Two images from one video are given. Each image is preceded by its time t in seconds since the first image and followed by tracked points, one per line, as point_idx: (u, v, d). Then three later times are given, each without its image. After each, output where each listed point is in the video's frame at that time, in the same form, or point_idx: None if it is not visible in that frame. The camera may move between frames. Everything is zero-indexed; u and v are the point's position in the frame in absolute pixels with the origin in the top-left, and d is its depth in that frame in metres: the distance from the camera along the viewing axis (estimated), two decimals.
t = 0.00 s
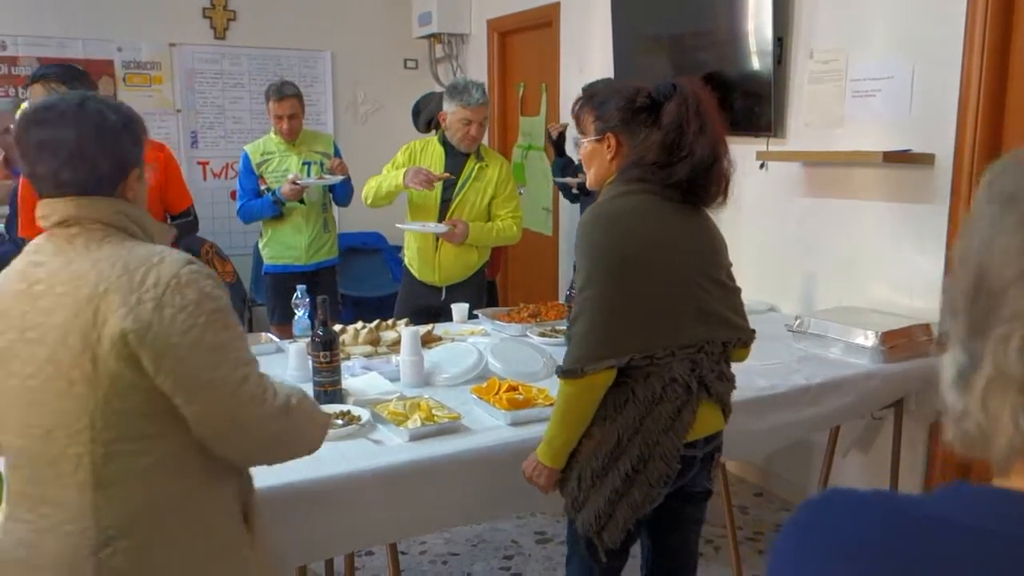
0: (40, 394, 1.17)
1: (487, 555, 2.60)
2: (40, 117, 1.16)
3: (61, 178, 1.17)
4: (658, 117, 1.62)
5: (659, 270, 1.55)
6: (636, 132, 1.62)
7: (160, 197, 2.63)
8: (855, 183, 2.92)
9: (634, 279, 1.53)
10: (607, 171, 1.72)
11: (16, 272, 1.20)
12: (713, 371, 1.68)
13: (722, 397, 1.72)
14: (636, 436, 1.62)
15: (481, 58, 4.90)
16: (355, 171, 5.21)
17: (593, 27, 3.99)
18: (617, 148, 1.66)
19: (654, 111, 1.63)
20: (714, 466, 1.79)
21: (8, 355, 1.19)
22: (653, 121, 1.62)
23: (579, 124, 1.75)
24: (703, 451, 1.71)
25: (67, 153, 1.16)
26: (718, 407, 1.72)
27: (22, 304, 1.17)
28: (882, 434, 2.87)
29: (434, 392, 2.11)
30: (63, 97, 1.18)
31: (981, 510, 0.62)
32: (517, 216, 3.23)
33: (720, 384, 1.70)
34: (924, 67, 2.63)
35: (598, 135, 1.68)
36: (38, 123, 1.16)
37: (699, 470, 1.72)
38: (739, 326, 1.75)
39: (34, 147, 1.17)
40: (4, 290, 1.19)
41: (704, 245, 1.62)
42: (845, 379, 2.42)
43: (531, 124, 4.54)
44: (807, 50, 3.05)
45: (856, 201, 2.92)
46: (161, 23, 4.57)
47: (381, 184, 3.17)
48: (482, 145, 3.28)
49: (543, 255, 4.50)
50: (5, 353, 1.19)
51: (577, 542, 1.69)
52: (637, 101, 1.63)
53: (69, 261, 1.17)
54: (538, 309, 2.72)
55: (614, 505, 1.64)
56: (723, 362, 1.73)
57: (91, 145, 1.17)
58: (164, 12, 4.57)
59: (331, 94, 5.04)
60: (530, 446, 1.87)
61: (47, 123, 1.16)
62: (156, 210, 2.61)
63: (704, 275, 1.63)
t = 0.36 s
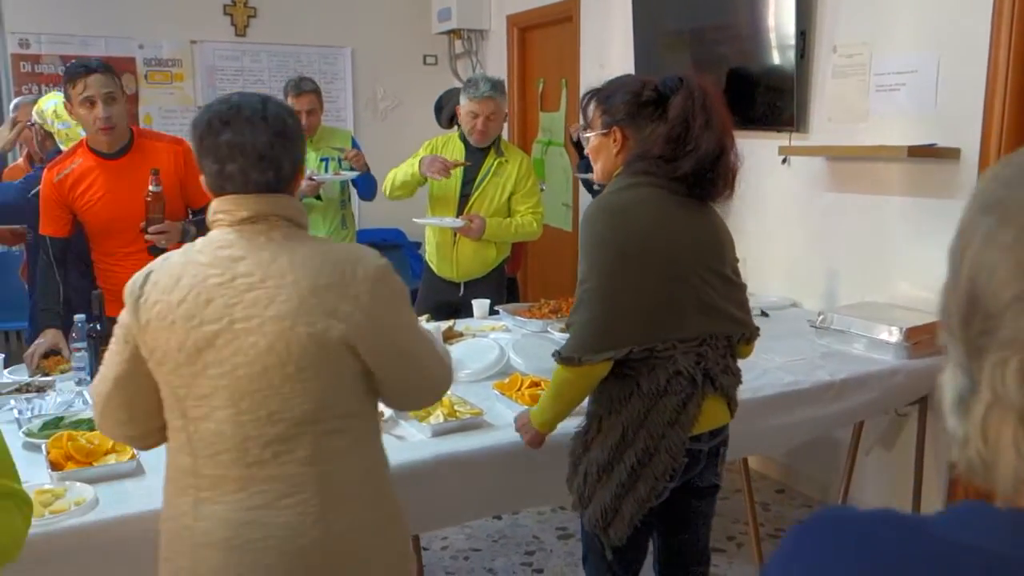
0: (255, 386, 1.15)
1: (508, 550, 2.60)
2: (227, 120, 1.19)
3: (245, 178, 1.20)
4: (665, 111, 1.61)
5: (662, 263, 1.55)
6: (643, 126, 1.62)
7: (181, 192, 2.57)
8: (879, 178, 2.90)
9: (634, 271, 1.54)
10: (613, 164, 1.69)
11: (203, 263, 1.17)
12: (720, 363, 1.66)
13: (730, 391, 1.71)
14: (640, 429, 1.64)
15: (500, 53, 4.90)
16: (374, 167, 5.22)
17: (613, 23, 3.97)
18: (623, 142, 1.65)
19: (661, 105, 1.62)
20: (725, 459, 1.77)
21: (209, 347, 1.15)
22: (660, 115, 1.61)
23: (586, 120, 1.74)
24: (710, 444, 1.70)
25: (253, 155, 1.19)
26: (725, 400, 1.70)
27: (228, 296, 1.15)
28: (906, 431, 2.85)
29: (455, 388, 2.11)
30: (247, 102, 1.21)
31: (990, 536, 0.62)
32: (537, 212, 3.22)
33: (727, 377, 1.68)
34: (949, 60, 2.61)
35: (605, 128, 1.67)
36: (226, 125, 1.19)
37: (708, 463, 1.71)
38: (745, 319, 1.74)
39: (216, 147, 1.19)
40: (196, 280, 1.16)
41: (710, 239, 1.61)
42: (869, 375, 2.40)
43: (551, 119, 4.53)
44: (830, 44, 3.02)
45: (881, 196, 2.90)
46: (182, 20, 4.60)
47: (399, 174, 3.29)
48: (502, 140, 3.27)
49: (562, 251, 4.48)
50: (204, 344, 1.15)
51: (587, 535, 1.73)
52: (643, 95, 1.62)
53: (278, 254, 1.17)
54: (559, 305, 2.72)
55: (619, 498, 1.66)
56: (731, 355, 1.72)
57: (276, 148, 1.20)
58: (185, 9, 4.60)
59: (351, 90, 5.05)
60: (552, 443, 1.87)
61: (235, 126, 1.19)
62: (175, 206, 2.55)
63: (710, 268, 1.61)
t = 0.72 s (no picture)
0: (404, 357, 1.33)
1: (527, 550, 2.59)
2: (331, 133, 1.30)
3: (348, 185, 1.32)
4: (698, 115, 1.59)
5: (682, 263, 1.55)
6: (672, 126, 1.61)
7: (206, 190, 2.62)
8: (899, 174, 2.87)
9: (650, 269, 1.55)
10: (635, 158, 1.70)
11: (335, 250, 1.30)
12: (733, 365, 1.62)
13: (746, 392, 1.68)
14: (650, 430, 1.63)
15: (516, 51, 4.89)
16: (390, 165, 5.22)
17: (630, 20, 3.96)
18: (649, 137, 1.65)
19: (694, 108, 1.61)
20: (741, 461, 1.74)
21: (359, 328, 1.29)
22: (691, 118, 1.60)
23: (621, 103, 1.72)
24: (724, 446, 1.68)
25: (358, 165, 1.30)
26: (739, 402, 1.67)
27: (372, 282, 1.30)
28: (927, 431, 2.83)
29: (474, 386, 2.11)
30: (353, 112, 1.30)
31: (920, 551, 0.60)
32: (554, 210, 3.18)
33: (743, 380, 1.65)
34: (973, 54, 2.58)
35: (633, 120, 1.66)
36: (330, 137, 1.30)
37: (722, 466, 1.69)
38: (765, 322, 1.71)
39: (322, 157, 1.31)
40: (336, 263, 1.29)
41: (728, 240, 1.60)
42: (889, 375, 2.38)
43: (567, 117, 4.51)
44: (850, 39, 2.99)
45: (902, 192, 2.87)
46: (199, 19, 4.60)
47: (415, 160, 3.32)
48: (519, 137, 3.25)
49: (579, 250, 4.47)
50: (355, 323, 1.28)
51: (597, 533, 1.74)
52: (678, 95, 1.61)
53: (402, 237, 1.35)
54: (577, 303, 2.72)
55: (628, 499, 1.67)
56: (748, 357, 1.69)
57: (377, 158, 1.31)
58: (202, 8, 4.60)
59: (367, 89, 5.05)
60: (573, 443, 1.87)
61: (339, 138, 1.29)
62: (202, 204, 2.60)
63: (729, 268, 1.60)
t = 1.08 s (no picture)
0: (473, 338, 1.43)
1: (545, 557, 2.58)
2: (375, 143, 1.35)
3: (392, 190, 1.38)
4: (734, 119, 1.58)
5: (703, 257, 1.54)
6: (713, 130, 1.59)
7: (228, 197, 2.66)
8: (920, 177, 2.84)
9: (673, 261, 1.54)
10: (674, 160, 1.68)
11: (397, 242, 1.37)
12: (741, 373, 1.59)
13: (761, 401, 1.65)
14: (660, 431, 1.68)
15: (533, 55, 4.89)
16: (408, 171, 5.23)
17: (647, 24, 3.95)
18: (690, 140, 1.63)
19: (734, 113, 1.59)
20: (763, 471, 1.72)
21: (430, 313, 1.37)
22: (731, 123, 1.58)
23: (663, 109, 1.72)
24: (739, 455, 1.67)
25: (401, 171, 1.36)
26: (753, 408, 1.65)
27: (434, 270, 1.38)
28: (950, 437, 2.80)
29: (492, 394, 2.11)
30: (393, 121, 1.35)
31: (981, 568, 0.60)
32: (570, 215, 3.18)
33: (755, 388, 1.62)
34: (995, 56, 2.55)
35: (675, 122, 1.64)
36: (373, 147, 1.35)
37: (737, 474, 1.68)
38: (799, 330, 1.68)
39: (366, 166, 1.37)
40: (399, 254, 1.36)
41: (754, 242, 1.57)
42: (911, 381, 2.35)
43: (584, 121, 4.51)
44: (869, 41, 2.97)
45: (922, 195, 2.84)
46: (218, 27, 4.64)
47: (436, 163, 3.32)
48: (535, 142, 3.25)
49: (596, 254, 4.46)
50: (426, 307, 1.36)
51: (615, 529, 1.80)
52: (719, 99, 1.59)
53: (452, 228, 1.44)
54: (594, 309, 2.71)
55: (639, 497, 1.71)
56: (774, 366, 1.66)
57: (418, 163, 1.38)
58: (221, 16, 4.64)
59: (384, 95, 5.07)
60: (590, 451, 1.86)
61: (381, 148, 1.35)
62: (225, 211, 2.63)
63: (755, 272, 1.58)
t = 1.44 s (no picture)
0: (553, 333, 1.53)
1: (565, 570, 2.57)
2: (467, 142, 1.47)
3: (482, 186, 1.48)
4: (813, 140, 1.67)
5: (780, 257, 1.62)
6: (791, 149, 1.67)
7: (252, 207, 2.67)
8: (946, 189, 2.81)
9: (752, 258, 1.62)
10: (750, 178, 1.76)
11: (487, 239, 1.46)
12: (804, 378, 1.68)
13: (824, 408, 1.72)
14: (722, 432, 1.77)
15: (555, 66, 4.90)
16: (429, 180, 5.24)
17: (669, 35, 3.94)
18: (766, 159, 1.71)
19: (810, 134, 1.67)
20: (820, 477, 1.80)
21: (522, 306, 1.46)
22: (808, 143, 1.67)
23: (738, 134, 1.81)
24: (799, 460, 1.75)
25: (491, 168, 1.49)
26: (816, 416, 1.73)
27: (522, 268, 1.47)
28: (978, 453, 2.76)
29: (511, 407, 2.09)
30: (483, 125, 1.49)
31: None
32: (591, 225, 3.16)
33: (818, 394, 1.69)
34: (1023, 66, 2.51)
35: (751, 142, 1.73)
36: (466, 143, 1.47)
37: (795, 478, 1.77)
38: (859, 345, 1.76)
39: (460, 163, 1.47)
40: (494, 252, 1.45)
41: (827, 252, 1.65)
42: (938, 395, 2.32)
43: (605, 132, 4.51)
44: (894, 52, 2.94)
45: (950, 208, 2.80)
46: (242, 39, 4.68)
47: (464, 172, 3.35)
48: (556, 152, 3.25)
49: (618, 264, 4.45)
50: (518, 300, 1.45)
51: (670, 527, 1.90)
52: (796, 121, 1.67)
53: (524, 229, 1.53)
54: (616, 321, 2.69)
55: (700, 495, 1.81)
56: (836, 376, 1.74)
57: (502, 164, 1.51)
58: (245, 28, 4.68)
59: (407, 105, 5.09)
60: (611, 464, 1.85)
61: (473, 143, 1.47)
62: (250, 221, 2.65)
63: (821, 285, 1.65)
